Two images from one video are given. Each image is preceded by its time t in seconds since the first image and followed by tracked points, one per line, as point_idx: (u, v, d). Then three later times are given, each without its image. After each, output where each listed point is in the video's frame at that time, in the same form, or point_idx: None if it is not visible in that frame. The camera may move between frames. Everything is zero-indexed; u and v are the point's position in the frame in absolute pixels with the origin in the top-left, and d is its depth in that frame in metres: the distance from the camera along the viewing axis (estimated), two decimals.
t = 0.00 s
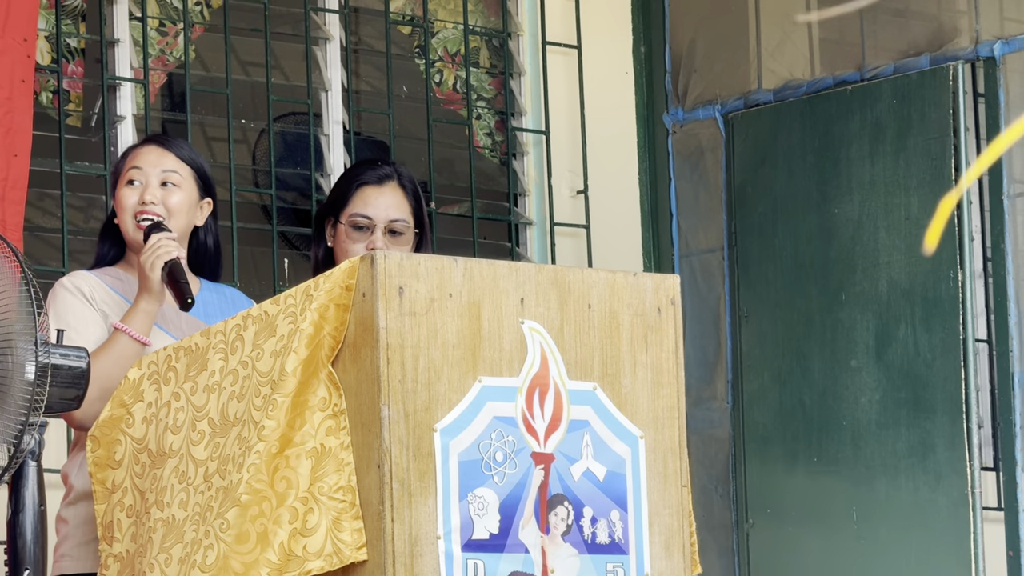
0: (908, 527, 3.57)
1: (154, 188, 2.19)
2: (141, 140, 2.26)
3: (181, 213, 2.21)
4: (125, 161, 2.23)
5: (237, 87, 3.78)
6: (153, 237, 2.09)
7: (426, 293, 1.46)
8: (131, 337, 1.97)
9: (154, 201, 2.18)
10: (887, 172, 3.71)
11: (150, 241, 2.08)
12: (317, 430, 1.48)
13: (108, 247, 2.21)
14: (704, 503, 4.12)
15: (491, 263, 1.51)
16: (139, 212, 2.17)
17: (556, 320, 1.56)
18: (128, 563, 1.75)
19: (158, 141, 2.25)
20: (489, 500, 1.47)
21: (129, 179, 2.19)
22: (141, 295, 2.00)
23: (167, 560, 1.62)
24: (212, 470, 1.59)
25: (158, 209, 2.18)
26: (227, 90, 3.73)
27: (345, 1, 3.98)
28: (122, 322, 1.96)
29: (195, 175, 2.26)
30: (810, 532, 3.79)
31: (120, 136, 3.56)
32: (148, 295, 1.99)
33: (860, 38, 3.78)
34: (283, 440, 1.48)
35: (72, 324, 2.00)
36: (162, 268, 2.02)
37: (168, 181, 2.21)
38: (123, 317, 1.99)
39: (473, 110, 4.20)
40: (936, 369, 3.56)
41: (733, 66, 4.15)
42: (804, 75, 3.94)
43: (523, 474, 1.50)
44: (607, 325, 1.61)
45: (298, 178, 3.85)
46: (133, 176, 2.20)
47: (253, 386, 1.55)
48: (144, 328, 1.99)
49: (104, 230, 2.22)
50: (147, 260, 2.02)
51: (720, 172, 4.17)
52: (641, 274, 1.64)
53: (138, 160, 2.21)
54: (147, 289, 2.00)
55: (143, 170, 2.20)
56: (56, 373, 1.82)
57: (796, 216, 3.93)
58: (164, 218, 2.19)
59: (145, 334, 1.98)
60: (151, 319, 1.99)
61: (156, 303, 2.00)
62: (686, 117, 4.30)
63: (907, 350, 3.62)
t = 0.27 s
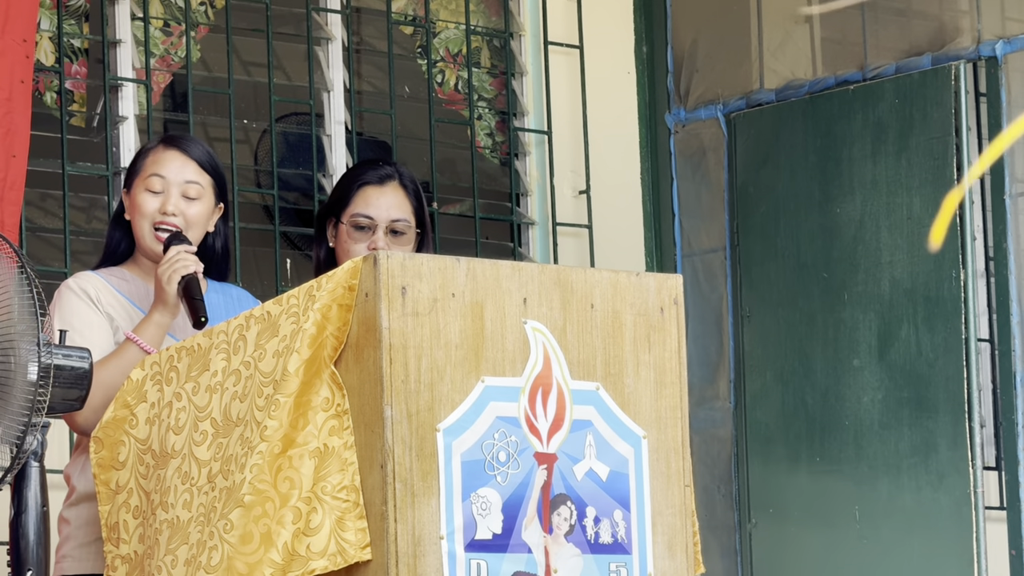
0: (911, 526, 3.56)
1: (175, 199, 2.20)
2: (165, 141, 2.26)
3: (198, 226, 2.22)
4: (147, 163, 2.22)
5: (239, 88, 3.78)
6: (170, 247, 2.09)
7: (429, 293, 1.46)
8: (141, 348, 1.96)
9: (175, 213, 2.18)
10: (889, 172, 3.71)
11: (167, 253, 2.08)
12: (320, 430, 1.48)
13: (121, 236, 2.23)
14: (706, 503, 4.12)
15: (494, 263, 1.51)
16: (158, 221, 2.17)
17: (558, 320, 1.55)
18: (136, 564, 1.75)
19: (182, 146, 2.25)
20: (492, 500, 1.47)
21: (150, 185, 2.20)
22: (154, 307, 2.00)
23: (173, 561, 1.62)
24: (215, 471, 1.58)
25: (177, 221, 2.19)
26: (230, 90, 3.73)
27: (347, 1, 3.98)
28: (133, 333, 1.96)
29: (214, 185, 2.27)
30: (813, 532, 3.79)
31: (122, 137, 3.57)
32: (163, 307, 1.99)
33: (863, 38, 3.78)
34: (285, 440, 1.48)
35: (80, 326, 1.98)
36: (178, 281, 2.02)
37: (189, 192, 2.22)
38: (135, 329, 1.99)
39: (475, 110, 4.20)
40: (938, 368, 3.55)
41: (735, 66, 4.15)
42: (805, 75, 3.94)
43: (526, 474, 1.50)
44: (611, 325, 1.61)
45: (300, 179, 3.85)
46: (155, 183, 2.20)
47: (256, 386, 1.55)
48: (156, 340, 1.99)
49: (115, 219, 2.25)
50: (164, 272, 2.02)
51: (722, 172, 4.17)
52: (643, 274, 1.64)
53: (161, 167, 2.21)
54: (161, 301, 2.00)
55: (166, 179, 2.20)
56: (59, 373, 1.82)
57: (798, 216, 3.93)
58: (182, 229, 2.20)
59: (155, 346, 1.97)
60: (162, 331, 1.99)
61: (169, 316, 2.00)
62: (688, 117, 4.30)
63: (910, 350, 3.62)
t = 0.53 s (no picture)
0: (911, 527, 3.57)
1: (201, 211, 2.17)
2: (192, 145, 2.22)
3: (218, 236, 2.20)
4: (175, 170, 2.19)
5: (239, 90, 3.78)
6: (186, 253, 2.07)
7: (429, 295, 1.46)
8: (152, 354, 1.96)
9: (201, 226, 2.16)
10: (889, 173, 3.71)
11: (181, 258, 2.05)
12: (321, 432, 1.48)
13: (132, 227, 2.22)
14: (706, 504, 4.12)
15: (494, 264, 1.51)
16: (181, 231, 2.15)
17: (558, 322, 1.56)
18: (140, 567, 1.75)
19: (207, 154, 2.22)
20: (493, 502, 1.47)
21: (177, 194, 2.17)
22: (167, 313, 2.00)
23: (175, 563, 1.62)
24: (216, 473, 1.59)
25: (201, 232, 2.16)
26: (230, 92, 3.73)
27: (347, 3, 3.98)
28: (145, 340, 1.97)
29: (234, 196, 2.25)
30: (813, 533, 3.79)
31: (122, 139, 3.56)
32: (175, 314, 1.99)
33: (862, 39, 3.78)
34: (286, 442, 1.49)
35: (87, 330, 1.99)
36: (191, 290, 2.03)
37: (214, 204, 2.19)
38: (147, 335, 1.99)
39: (475, 111, 4.20)
40: (938, 369, 3.56)
41: (735, 67, 4.15)
42: (805, 76, 3.94)
43: (526, 476, 1.50)
44: (611, 327, 1.61)
45: (300, 180, 3.85)
46: (181, 192, 2.17)
47: (256, 388, 1.55)
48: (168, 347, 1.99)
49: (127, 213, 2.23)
50: (176, 279, 2.00)
51: (722, 173, 4.17)
52: (643, 275, 1.64)
53: (189, 177, 2.18)
54: (174, 308, 2.00)
55: (194, 190, 2.18)
56: (60, 376, 1.82)
57: (798, 216, 3.93)
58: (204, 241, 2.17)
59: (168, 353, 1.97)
60: (174, 338, 1.99)
61: (182, 322, 2.00)
62: (688, 118, 4.31)
63: (910, 351, 3.62)
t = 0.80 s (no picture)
0: (908, 527, 3.57)
1: (210, 213, 2.17)
2: (198, 147, 2.22)
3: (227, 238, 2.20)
4: (182, 171, 2.18)
5: (237, 90, 3.78)
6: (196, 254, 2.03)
7: (427, 295, 1.46)
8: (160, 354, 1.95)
9: (210, 227, 2.15)
10: (886, 173, 3.71)
11: (191, 259, 2.00)
12: (319, 432, 1.48)
13: (137, 227, 2.21)
14: (704, 504, 4.12)
15: (491, 265, 1.51)
16: (189, 233, 2.14)
17: (556, 322, 1.56)
18: (138, 567, 1.75)
19: (213, 156, 2.22)
20: (490, 502, 1.47)
21: (185, 195, 2.16)
22: (176, 314, 1.98)
23: (174, 564, 1.62)
24: (214, 474, 1.59)
25: (209, 233, 2.16)
26: (227, 92, 3.73)
27: (345, 3, 3.99)
28: (155, 341, 1.95)
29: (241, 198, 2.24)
30: (810, 533, 3.79)
31: (120, 139, 3.55)
32: (184, 316, 1.97)
33: (860, 39, 3.78)
34: (284, 443, 1.49)
35: (94, 329, 1.99)
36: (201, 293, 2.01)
37: (221, 205, 2.19)
38: (156, 336, 1.97)
39: (473, 112, 4.20)
40: (935, 369, 3.56)
41: (732, 67, 4.15)
42: (803, 76, 3.94)
43: (524, 476, 1.50)
44: (609, 327, 1.61)
45: (298, 181, 3.85)
46: (190, 194, 2.17)
47: (253, 388, 1.55)
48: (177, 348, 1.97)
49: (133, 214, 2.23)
50: (186, 282, 1.96)
51: (720, 174, 4.17)
52: (641, 275, 1.64)
53: (197, 179, 2.18)
54: (184, 309, 1.97)
55: (202, 191, 2.17)
56: (56, 377, 1.83)
57: (795, 216, 3.93)
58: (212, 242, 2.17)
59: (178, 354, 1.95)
60: (184, 339, 1.98)
61: (192, 324, 1.98)
62: (685, 118, 4.31)
63: (907, 351, 3.63)
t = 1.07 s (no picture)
0: (900, 526, 3.58)
1: (198, 210, 2.18)
2: (184, 145, 2.23)
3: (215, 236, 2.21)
4: (170, 169, 2.20)
5: (229, 90, 3.76)
6: (184, 249, 2.06)
7: (418, 296, 1.46)
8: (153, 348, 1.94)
9: (199, 223, 2.17)
10: (878, 174, 3.72)
11: (179, 254, 2.04)
12: (310, 433, 1.48)
13: (125, 227, 2.21)
14: (696, 505, 4.11)
15: (483, 265, 1.51)
16: (178, 230, 2.16)
17: (547, 323, 1.56)
18: (129, 568, 1.75)
19: (199, 153, 2.23)
20: (482, 503, 1.47)
21: (173, 192, 2.18)
22: (167, 308, 1.99)
23: (166, 565, 1.62)
24: (206, 474, 1.58)
25: (198, 229, 2.17)
26: (219, 92, 3.72)
27: (337, 3, 3.98)
28: (146, 334, 1.95)
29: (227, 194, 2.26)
30: (802, 533, 3.80)
31: (112, 140, 3.56)
32: (175, 309, 1.98)
33: (852, 39, 3.79)
34: (275, 443, 1.48)
35: (87, 326, 1.98)
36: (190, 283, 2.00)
37: (210, 202, 2.20)
38: (148, 330, 1.98)
39: (465, 112, 4.20)
40: (927, 369, 3.57)
41: (725, 68, 4.15)
42: (795, 76, 3.95)
43: (515, 477, 1.50)
44: (600, 327, 1.61)
45: (290, 180, 3.85)
46: (178, 191, 2.18)
47: (244, 389, 1.55)
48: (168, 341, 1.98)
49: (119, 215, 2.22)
50: (175, 274, 1.99)
51: (712, 174, 4.17)
52: (632, 276, 1.64)
53: (185, 176, 2.19)
54: (174, 302, 1.99)
55: (190, 189, 2.19)
56: (48, 377, 1.82)
57: (787, 217, 3.93)
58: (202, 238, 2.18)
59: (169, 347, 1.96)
60: (175, 333, 1.99)
61: (182, 317, 1.99)
62: (677, 118, 4.31)
63: (899, 351, 3.63)
